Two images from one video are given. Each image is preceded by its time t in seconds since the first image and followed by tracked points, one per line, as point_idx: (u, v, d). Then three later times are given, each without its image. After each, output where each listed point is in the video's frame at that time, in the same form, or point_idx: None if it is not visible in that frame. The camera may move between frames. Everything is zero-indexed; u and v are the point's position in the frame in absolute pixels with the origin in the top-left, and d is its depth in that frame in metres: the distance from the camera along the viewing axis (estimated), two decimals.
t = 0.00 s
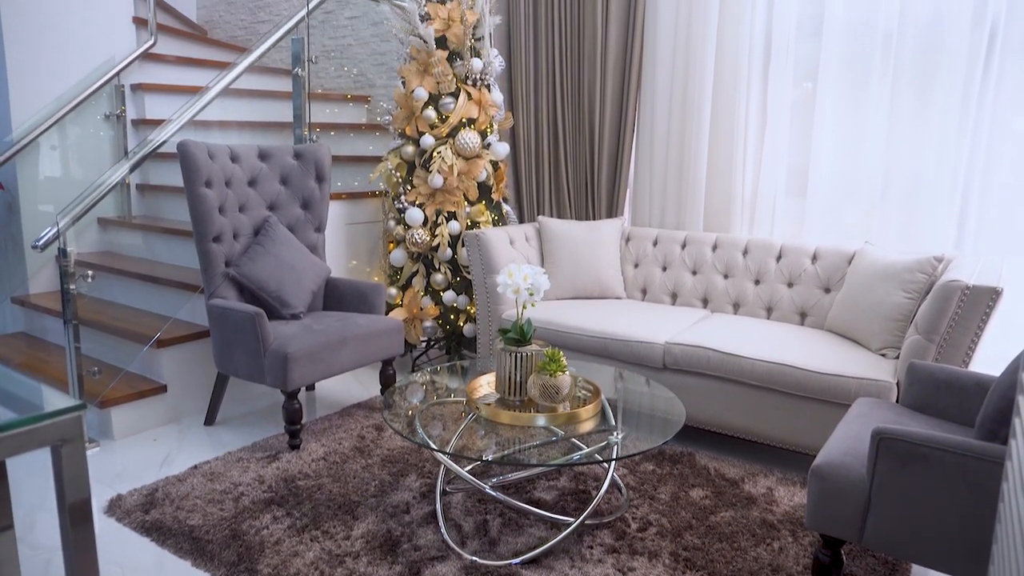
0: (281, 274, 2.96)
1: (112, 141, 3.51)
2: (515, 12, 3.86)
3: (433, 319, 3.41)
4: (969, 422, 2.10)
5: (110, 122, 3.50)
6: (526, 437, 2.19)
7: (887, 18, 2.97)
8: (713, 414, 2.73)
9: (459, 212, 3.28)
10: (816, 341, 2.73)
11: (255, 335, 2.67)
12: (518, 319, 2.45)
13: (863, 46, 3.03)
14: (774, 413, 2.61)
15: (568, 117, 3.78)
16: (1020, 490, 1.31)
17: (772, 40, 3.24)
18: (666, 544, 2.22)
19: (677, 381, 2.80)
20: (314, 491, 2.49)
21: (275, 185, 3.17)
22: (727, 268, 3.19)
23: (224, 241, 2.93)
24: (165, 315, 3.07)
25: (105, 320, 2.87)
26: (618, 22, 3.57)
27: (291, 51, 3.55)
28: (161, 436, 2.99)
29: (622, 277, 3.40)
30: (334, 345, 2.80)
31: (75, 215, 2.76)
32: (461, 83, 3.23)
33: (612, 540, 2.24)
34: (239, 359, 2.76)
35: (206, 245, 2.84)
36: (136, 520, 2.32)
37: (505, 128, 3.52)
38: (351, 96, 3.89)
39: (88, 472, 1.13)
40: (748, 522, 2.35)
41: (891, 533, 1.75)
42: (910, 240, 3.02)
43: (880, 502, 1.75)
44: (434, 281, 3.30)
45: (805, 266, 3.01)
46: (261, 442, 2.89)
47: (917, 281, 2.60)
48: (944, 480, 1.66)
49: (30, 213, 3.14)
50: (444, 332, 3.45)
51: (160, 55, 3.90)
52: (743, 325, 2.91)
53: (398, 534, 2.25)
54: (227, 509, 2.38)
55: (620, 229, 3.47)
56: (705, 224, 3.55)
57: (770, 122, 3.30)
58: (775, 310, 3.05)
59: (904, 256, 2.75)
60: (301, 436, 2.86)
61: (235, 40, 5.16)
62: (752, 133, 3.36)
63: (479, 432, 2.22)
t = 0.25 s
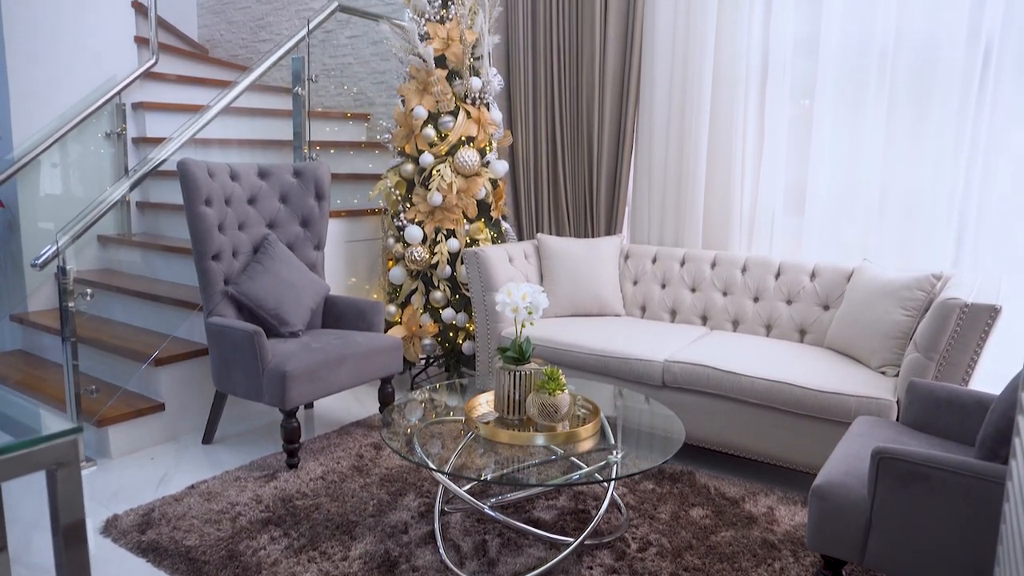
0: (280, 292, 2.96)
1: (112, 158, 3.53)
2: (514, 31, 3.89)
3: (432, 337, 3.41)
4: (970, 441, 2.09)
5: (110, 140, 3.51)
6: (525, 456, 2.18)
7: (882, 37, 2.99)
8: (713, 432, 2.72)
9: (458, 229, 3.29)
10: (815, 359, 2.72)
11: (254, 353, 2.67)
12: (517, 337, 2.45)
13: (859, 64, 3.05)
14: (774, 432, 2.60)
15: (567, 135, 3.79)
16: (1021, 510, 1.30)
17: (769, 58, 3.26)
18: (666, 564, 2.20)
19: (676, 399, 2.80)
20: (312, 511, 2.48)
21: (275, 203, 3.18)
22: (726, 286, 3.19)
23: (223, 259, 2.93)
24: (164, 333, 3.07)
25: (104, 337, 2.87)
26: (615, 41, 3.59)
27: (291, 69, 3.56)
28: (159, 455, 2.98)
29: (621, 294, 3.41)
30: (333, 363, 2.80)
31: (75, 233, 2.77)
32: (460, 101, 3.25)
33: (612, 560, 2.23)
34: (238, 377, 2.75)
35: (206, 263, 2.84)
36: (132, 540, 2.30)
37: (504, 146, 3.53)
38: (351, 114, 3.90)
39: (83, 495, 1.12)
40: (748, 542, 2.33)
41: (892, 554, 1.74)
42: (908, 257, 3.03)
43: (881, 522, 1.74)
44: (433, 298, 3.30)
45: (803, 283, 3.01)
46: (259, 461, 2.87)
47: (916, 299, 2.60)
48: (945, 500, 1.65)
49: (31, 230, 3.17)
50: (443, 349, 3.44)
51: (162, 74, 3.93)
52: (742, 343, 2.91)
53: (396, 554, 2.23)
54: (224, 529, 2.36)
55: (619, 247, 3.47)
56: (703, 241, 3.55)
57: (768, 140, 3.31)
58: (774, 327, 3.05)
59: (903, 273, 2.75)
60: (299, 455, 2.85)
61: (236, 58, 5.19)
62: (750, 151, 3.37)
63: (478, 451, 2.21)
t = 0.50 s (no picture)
0: (279, 311, 2.96)
1: (112, 177, 3.54)
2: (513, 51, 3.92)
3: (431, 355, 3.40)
4: (970, 461, 2.09)
5: (111, 158, 3.54)
6: (524, 476, 2.17)
7: (878, 57, 3.01)
8: (712, 451, 2.71)
9: (457, 248, 3.30)
10: (814, 377, 2.72)
11: (252, 372, 2.66)
12: (515, 357, 2.45)
13: (855, 84, 3.08)
14: (774, 451, 2.59)
15: (565, 153, 3.79)
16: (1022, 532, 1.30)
17: (765, 78, 3.28)
18: None
19: (675, 418, 2.79)
20: (310, 532, 2.46)
21: (275, 221, 3.19)
22: (725, 304, 3.19)
23: (223, 278, 2.93)
24: (162, 352, 3.06)
25: (101, 356, 2.87)
26: (614, 60, 3.60)
27: (291, 89, 3.60)
28: (156, 475, 2.96)
29: (620, 312, 3.41)
30: (331, 383, 2.79)
31: (74, 252, 2.76)
32: (459, 121, 3.27)
33: None
34: (236, 397, 2.75)
35: (205, 282, 2.84)
36: (128, 561, 2.29)
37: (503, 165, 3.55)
38: (350, 133, 3.91)
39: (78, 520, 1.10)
40: (749, 563, 2.32)
41: None
42: (905, 276, 3.03)
43: (882, 544, 1.73)
44: (432, 316, 3.30)
45: (802, 302, 3.02)
46: (256, 481, 2.86)
47: (914, 317, 2.61)
48: (946, 521, 1.65)
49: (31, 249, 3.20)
50: (442, 368, 3.44)
51: (164, 94, 3.97)
52: (741, 361, 2.91)
53: None
54: (220, 550, 2.35)
55: (617, 265, 3.47)
56: (702, 259, 3.56)
57: (765, 159, 3.32)
58: (773, 345, 3.05)
59: (901, 292, 2.75)
60: (297, 474, 2.84)
61: (236, 77, 5.23)
62: (747, 170, 3.38)
63: (476, 471, 2.20)
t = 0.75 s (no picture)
0: (278, 330, 2.96)
1: (112, 195, 3.56)
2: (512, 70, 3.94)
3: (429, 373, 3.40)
4: (970, 480, 2.08)
5: (112, 177, 3.56)
6: (523, 496, 2.16)
7: (874, 77, 3.03)
8: (712, 470, 2.70)
9: (456, 266, 3.31)
10: (814, 396, 2.71)
11: (250, 391, 2.66)
12: (514, 376, 2.45)
13: (851, 104, 3.10)
14: (774, 470, 2.58)
15: (564, 171, 3.78)
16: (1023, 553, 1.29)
17: (762, 98, 3.30)
18: None
19: (675, 437, 2.78)
20: (307, 552, 2.45)
21: (274, 240, 3.20)
22: (724, 322, 3.19)
23: (222, 296, 2.93)
24: (160, 370, 3.04)
25: (100, 374, 2.86)
26: (612, 79, 3.60)
27: (291, 108, 3.61)
28: (153, 494, 2.95)
29: (619, 330, 3.41)
30: (329, 401, 2.79)
31: (74, 270, 2.76)
32: (458, 140, 3.29)
33: None
34: (234, 415, 2.74)
35: (204, 300, 2.85)
36: None
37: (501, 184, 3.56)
38: (350, 153, 3.92)
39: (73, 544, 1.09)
40: None
41: None
42: (904, 294, 3.04)
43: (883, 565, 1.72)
44: (431, 334, 3.30)
45: (801, 320, 3.02)
46: (254, 501, 2.84)
47: (913, 335, 2.61)
48: (947, 542, 1.64)
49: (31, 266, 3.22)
50: (441, 386, 3.43)
51: (165, 113, 4.01)
52: (740, 380, 2.90)
53: None
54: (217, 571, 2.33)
55: (616, 283, 3.48)
56: (700, 277, 3.55)
57: (763, 177, 3.33)
58: (772, 364, 3.04)
59: (899, 310, 2.75)
60: (294, 494, 2.82)
61: (237, 97, 5.27)
62: (745, 188, 3.39)
63: (475, 491, 2.19)
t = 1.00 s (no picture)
0: (277, 349, 2.96)
1: (112, 214, 3.57)
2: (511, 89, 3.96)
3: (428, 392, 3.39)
4: (971, 500, 2.07)
5: (112, 196, 3.57)
6: (522, 516, 2.14)
7: (870, 97, 3.06)
8: (712, 490, 2.69)
9: (455, 285, 3.31)
10: (813, 415, 2.71)
11: (249, 411, 2.65)
12: (513, 395, 2.45)
13: (847, 123, 3.12)
14: (774, 490, 2.57)
15: (563, 189, 3.78)
16: None
17: (760, 117, 3.32)
18: None
19: (675, 456, 2.77)
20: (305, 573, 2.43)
21: (274, 259, 3.21)
22: (723, 340, 3.19)
23: (221, 315, 2.94)
24: (159, 390, 3.04)
25: (98, 393, 2.86)
26: (610, 98, 3.62)
27: (291, 127, 3.64)
28: (150, 514, 2.93)
29: (619, 349, 3.41)
30: (328, 421, 2.78)
31: (74, 289, 2.79)
32: (458, 160, 3.31)
33: None
34: (232, 435, 2.73)
35: (203, 319, 2.85)
36: None
37: (501, 203, 3.57)
38: (349, 171, 3.95)
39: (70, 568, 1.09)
40: None
41: None
42: (902, 312, 3.04)
43: None
44: (430, 353, 3.29)
45: (800, 338, 3.02)
46: (252, 521, 2.83)
47: (912, 354, 2.61)
48: (949, 563, 1.63)
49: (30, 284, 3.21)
50: (440, 405, 3.43)
51: (165, 132, 4.04)
52: (740, 399, 2.90)
53: None
54: None
55: (616, 302, 3.48)
56: (699, 296, 3.54)
57: (761, 196, 3.34)
58: (772, 382, 3.04)
59: (898, 329, 2.75)
60: (293, 514, 2.81)
61: (238, 116, 5.31)
62: (744, 207, 3.39)
63: (473, 511, 2.17)
